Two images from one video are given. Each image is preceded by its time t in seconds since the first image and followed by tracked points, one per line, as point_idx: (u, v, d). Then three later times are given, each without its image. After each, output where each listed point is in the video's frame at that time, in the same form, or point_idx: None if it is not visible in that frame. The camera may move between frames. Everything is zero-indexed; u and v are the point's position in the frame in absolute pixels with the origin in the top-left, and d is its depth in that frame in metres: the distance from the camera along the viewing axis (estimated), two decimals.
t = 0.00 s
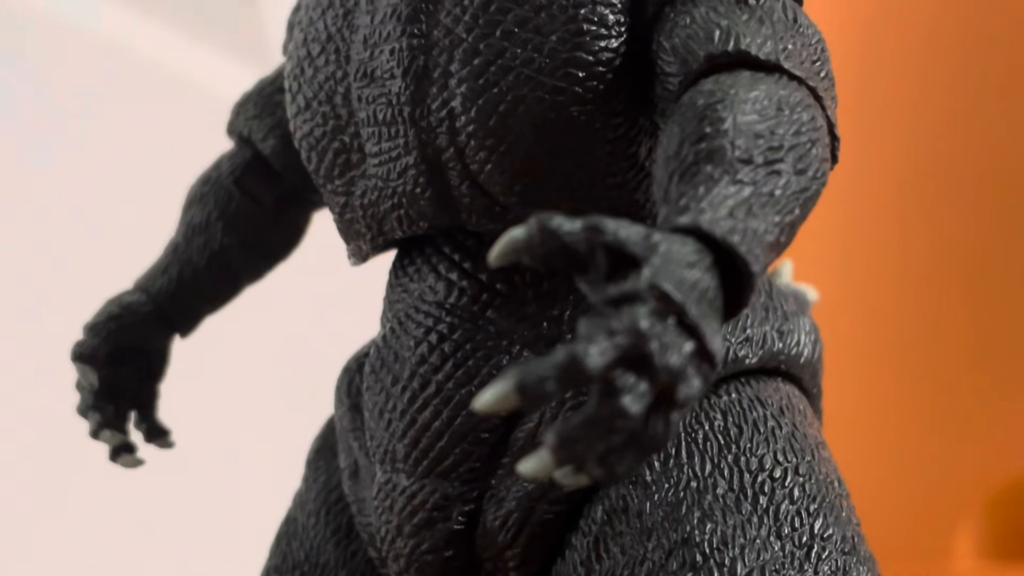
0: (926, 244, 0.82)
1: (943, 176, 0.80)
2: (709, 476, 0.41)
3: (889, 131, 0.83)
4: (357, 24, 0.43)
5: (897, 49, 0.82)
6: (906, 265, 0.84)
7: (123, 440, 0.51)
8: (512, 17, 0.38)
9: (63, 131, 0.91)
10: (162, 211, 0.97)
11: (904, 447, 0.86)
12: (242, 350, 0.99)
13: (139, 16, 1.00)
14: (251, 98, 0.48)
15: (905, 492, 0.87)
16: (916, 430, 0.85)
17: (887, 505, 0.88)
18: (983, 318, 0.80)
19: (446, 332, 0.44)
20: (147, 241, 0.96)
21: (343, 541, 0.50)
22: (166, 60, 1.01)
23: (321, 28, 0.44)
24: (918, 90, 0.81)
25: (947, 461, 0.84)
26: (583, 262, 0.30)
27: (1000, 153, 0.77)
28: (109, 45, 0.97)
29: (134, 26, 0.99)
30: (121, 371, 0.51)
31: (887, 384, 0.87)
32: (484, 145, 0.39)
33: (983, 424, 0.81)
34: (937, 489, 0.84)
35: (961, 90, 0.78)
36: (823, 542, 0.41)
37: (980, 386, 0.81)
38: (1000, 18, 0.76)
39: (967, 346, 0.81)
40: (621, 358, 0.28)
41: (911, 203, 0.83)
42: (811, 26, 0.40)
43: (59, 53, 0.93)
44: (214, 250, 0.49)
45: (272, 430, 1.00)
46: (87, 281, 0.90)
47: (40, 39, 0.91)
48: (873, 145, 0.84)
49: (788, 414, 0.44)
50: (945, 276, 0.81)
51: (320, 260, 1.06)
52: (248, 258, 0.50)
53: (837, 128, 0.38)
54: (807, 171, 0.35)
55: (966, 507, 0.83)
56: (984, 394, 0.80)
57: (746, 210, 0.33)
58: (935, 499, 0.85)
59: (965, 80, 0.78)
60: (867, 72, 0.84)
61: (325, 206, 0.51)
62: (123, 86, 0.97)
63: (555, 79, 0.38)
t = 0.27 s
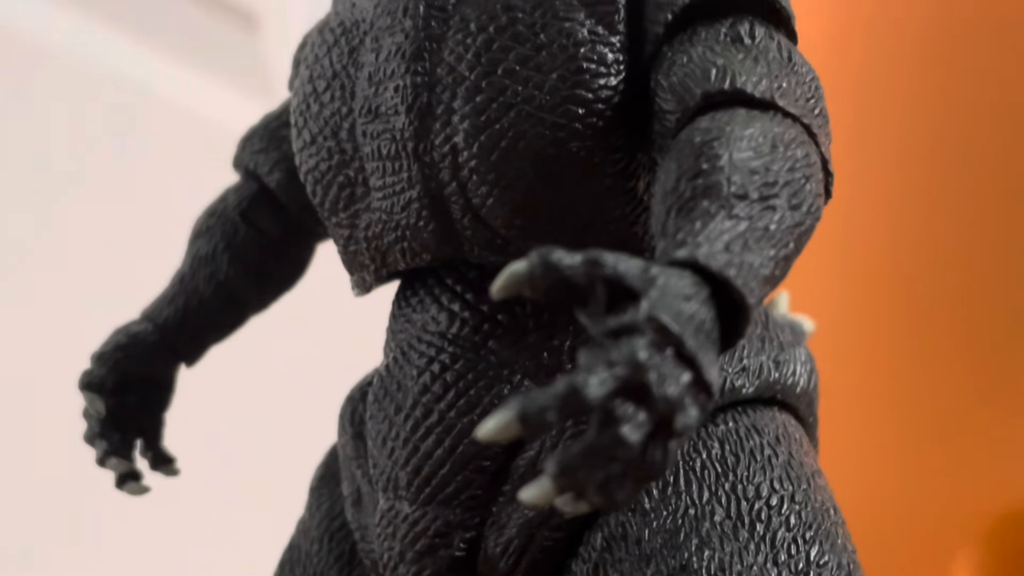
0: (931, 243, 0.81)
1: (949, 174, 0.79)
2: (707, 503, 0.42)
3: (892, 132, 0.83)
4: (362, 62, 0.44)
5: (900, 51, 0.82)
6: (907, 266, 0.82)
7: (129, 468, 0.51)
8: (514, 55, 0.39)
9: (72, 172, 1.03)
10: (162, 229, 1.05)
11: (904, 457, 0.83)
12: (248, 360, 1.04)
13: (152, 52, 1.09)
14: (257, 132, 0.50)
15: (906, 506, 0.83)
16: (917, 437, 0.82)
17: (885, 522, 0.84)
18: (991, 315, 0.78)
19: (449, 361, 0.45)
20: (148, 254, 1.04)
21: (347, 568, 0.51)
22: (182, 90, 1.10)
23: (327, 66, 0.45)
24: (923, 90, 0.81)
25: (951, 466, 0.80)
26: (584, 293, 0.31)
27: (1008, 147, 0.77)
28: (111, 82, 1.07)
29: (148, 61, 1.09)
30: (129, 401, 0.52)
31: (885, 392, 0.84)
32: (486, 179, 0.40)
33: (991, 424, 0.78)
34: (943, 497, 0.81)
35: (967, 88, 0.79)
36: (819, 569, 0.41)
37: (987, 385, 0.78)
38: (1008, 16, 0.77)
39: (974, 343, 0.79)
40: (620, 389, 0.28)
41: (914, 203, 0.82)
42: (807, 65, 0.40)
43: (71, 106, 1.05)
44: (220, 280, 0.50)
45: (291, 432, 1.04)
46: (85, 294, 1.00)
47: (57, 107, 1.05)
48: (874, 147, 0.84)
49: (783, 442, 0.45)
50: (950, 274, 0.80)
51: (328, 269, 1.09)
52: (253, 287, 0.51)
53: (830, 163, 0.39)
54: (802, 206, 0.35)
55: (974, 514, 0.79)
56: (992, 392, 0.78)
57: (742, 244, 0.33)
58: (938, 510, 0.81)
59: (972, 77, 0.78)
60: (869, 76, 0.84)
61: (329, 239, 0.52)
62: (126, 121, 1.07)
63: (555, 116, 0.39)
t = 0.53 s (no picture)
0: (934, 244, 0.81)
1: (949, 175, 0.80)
2: (705, 523, 0.42)
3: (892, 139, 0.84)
4: (363, 84, 0.44)
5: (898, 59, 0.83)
6: (911, 269, 0.82)
7: (130, 487, 0.51)
8: (514, 78, 0.40)
9: (70, 189, 1.00)
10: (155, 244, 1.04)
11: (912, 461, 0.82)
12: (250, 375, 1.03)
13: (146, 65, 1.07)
14: (258, 153, 0.50)
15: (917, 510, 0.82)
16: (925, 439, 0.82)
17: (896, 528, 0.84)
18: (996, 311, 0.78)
19: (448, 381, 0.45)
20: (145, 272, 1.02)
21: None
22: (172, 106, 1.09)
23: (328, 88, 0.46)
24: (922, 95, 0.82)
25: (960, 466, 0.80)
26: (581, 314, 0.31)
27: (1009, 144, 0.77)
28: (108, 95, 1.05)
29: (139, 73, 1.07)
30: (128, 421, 0.52)
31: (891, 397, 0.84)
32: (485, 201, 0.41)
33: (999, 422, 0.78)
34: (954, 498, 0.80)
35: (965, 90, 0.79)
36: None
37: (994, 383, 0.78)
38: (1004, 17, 0.78)
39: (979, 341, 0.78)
40: (619, 408, 0.28)
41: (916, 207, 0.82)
42: (804, 89, 0.40)
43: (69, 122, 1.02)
44: (221, 300, 0.51)
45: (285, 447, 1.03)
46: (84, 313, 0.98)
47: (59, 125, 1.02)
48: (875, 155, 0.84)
49: (782, 462, 0.45)
50: (955, 274, 0.80)
51: (327, 292, 1.10)
52: (254, 307, 0.52)
53: (826, 185, 0.39)
54: (799, 228, 0.36)
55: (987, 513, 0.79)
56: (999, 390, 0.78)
57: (740, 265, 0.33)
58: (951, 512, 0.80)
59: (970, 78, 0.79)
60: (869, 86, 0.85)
61: (330, 259, 0.52)
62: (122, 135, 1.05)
63: (554, 138, 0.40)
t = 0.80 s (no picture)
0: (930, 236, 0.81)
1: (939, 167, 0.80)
2: (704, 542, 0.42)
3: (878, 137, 0.84)
4: (365, 107, 0.45)
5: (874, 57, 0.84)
6: (909, 264, 0.82)
7: (132, 505, 0.51)
8: (514, 102, 0.40)
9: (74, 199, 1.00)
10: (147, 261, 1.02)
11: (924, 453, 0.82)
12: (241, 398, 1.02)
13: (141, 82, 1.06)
14: (261, 175, 0.51)
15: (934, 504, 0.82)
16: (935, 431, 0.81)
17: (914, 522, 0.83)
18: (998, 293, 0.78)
19: (449, 401, 0.45)
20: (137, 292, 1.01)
21: None
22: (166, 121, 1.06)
23: (330, 111, 0.46)
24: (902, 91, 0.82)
25: (965, 467, 0.80)
26: (581, 335, 0.31)
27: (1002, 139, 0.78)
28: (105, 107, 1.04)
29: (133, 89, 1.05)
30: (129, 440, 0.52)
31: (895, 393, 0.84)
32: (486, 222, 0.41)
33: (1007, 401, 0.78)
34: (972, 483, 0.80)
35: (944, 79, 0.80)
36: None
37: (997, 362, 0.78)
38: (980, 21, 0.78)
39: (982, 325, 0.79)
40: (618, 428, 0.29)
41: (910, 201, 0.82)
42: (802, 113, 0.41)
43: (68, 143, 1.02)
44: (224, 319, 0.51)
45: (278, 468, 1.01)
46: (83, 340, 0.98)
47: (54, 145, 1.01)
48: (863, 154, 0.85)
49: (780, 481, 0.46)
50: (954, 262, 0.80)
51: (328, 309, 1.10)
52: (256, 327, 0.52)
53: (824, 207, 0.40)
54: (796, 249, 0.36)
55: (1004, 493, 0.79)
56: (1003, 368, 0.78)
57: (738, 286, 0.34)
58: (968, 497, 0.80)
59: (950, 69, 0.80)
60: (851, 85, 0.85)
61: (331, 280, 0.53)
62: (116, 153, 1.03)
63: (555, 160, 0.40)
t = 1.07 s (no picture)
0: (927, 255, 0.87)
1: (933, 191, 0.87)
2: (704, 559, 0.43)
3: (876, 162, 0.93)
4: (367, 128, 0.45)
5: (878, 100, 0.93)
6: (909, 285, 0.88)
7: (134, 523, 0.51)
8: (514, 123, 0.41)
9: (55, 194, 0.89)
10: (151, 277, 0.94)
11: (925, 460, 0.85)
12: (249, 428, 0.97)
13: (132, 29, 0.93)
14: (263, 195, 0.51)
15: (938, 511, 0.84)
16: (935, 437, 0.84)
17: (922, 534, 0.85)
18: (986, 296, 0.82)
19: (450, 419, 0.46)
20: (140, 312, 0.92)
21: None
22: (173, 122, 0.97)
23: (332, 132, 0.47)
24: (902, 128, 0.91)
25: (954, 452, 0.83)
26: (581, 353, 0.31)
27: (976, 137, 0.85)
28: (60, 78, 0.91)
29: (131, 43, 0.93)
30: (131, 458, 0.52)
31: (899, 405, 0.87)
32: (487, 241, 0.42)
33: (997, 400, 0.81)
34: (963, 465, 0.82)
35: (928, 96, 0.89)
36: None
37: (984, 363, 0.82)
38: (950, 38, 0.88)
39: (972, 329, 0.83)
40: (618, 446, 0.29)
41: (905, 210, 0.89)
42: (800, 133, 0.41)
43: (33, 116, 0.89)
44: (226, 338, 0.52)
45: (280, 499, 0.98)
46: (72, 359, 0.88)
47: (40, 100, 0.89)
48: (862, 178, 0.93)
49: (779, 499, 0.46)
50: (940, 258, 0.86)
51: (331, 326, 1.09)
52: (258, 346, 0.52)
53: (822, 227, 0.40)
54: (794, 268, 0.37)
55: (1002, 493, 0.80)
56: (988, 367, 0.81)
57: (736, 305, 0.34)
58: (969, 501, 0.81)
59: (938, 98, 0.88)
60: (847, 121, 0.96)
61: (333, 298, 0.53)
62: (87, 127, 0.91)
63: (555, 180, 0.40)
